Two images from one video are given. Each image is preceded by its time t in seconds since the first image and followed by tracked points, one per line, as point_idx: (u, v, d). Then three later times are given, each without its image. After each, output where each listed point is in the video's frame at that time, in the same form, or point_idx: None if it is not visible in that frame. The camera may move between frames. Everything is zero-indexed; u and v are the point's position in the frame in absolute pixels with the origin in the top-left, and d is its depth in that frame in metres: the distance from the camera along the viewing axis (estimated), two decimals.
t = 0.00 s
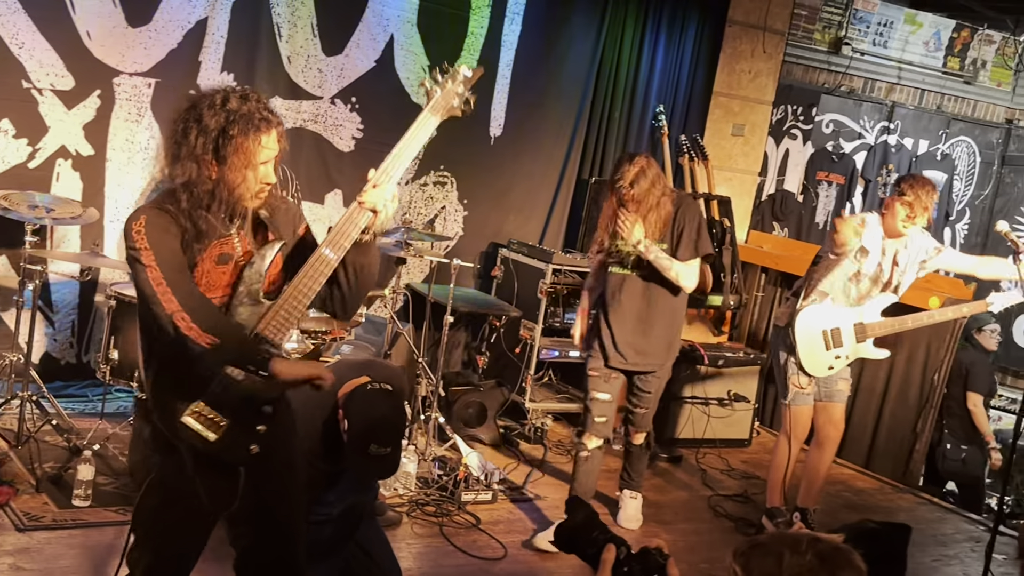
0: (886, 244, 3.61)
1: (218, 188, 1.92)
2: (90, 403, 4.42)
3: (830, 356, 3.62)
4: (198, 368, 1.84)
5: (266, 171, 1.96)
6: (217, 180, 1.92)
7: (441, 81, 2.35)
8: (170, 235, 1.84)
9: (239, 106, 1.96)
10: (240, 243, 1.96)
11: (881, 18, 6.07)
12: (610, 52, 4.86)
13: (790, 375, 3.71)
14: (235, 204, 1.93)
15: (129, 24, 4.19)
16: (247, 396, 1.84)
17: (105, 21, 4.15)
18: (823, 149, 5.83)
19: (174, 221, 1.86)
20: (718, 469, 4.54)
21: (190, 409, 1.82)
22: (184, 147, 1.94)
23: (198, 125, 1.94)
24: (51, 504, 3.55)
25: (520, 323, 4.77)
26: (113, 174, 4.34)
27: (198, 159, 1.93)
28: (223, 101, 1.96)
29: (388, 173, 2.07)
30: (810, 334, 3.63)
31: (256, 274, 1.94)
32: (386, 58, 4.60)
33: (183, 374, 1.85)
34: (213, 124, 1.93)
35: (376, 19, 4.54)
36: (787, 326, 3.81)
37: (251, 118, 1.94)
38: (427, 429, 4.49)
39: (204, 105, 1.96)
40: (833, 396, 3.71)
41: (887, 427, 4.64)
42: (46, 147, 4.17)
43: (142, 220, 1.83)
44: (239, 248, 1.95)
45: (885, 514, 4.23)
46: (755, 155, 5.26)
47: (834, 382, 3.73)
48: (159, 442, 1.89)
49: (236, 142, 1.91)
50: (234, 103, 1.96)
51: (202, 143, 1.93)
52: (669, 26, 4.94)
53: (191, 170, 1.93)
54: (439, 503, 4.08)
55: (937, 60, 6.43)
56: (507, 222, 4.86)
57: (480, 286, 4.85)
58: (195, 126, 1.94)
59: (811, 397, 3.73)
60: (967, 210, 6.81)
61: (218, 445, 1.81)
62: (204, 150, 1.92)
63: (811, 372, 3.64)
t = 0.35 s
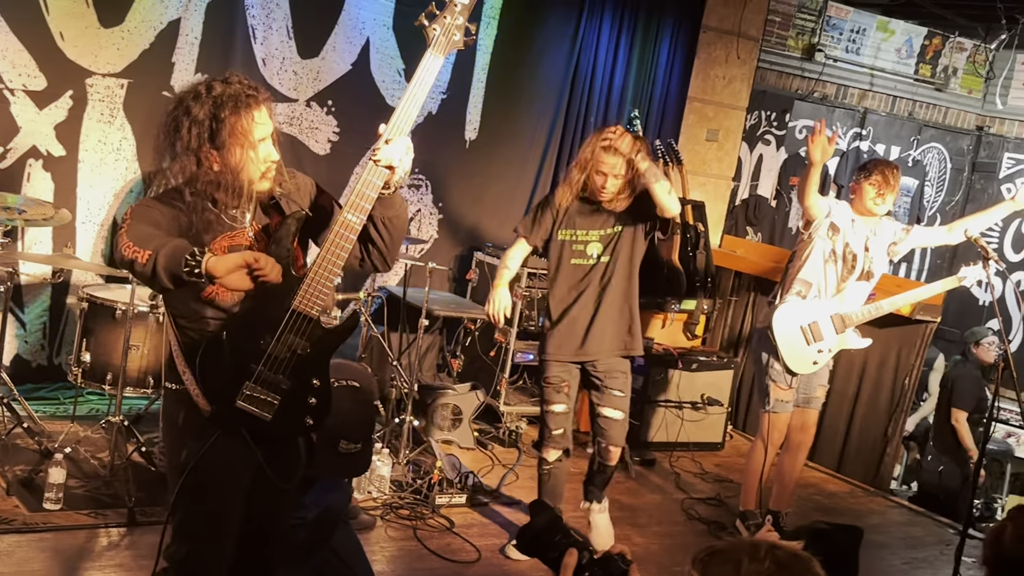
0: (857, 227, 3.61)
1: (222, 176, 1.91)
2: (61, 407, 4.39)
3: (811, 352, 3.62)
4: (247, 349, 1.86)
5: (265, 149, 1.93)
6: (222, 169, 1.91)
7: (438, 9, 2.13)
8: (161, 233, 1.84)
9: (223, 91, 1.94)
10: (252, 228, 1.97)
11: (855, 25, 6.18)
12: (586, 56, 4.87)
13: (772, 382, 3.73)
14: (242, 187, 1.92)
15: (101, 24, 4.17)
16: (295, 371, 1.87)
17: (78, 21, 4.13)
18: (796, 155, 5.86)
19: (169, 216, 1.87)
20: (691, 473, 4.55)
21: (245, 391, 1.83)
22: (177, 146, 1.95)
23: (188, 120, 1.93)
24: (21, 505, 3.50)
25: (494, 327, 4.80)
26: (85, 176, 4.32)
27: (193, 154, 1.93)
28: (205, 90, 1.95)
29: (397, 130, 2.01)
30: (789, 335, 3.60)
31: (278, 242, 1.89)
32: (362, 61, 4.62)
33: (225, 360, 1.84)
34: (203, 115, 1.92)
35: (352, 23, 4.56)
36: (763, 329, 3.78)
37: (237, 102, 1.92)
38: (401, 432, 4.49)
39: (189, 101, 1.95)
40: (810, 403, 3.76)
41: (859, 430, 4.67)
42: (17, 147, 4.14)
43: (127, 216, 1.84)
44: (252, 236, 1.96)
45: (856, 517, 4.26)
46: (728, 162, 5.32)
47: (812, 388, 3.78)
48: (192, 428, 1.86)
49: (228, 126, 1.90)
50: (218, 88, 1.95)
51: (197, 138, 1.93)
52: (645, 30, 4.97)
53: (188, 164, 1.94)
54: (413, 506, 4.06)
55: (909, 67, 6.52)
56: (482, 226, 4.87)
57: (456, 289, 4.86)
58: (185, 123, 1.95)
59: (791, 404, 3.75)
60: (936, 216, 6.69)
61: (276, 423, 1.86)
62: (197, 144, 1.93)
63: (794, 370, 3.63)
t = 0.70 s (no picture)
0: (837, 250, 3.67)
1: (212, 181, 1.81)
2: (42, 411, 4.38)
3: (786, 363, 3.65)
4: (216, 380, 1.77)
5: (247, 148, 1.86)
6: (208, 172, 1.80)
7: (416, 50, 2.33)
8: (175, 269, 1.71)
9: (197, 88, 1.83)
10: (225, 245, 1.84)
11: (834, 33, 6.21)
12: (568, 62, 4.90)
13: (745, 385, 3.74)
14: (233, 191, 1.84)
15: (84, 27, 4.17)
16: (266, 401, 1.82)
17: (61, 24, 4.12)
18: (776, 162, 5.98)
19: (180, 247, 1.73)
20: (672, 478, 4.56)
21: (216, 422, 1.76)
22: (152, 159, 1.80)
23: (167, 127, 1.80)
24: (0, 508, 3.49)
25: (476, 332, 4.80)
26: (68, 178, 4.31)
27: (175, 167, 1.79)
28: (174, 94, 1.82)
29: (378, 163, 2.09)
30: (766, 343, 3.65)
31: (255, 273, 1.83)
32: (346, 65, 4.63)
33: (200, 391, 1.76)
34: (182, 122, 1.80)
35: (335, 26, 4.56)
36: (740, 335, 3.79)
37: (214, 99, 1.82)
38: (382, 437, 4.49)
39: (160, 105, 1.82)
40: (787, 406, 3.75)
41: (839, 435, 4.69)
42: None
43: (145, 264, 1.67)
44: (229, 254, 1.84)
45: (836, 522, 4.28)
46: (710, 168, 5.35)
47: (787, 392, 3.77)
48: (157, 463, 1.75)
49: (211, 124, 1.80)
50: (192, 92, 1.83)
51: (179, 145, 1.79)
52: (628, 37, 5.00)
53: (169, 179, 1.79)
54: (395, 511, 4.05)
55: (888, 75, 6.55)
56: (465, 231, 4.89)
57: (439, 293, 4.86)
58: (163, 132, 1.80)
59: (765, 407, 3.77)
60: (916, 223, 6.89)
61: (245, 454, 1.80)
62: (180, 152, 1.79)
63: (768, 378, 3.67)
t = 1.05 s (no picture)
0: (818, 233, 3.67)
1: (181, 172, 1.77)
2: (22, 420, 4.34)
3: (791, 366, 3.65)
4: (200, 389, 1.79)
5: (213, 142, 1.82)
6: (175, 165, 1.76)
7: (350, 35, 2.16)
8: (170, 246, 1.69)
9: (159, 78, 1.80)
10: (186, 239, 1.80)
11: (817, 45, 6.28)
12: (554, 72, 4.95)
13: (748, 401, 3.67)
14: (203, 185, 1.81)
15: (70, 34, 4.14)
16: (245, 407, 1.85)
17: (46, 31, 4.09)
18: (759, 172, 6.06)
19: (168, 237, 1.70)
20: (656, 487, 4.58)
21: (200, 431, 1.79)
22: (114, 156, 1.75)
23: (126, 124, 1.75)
24: None
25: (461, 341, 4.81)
26: (52, 185, 4.28)
27: (140, 163, 1.74)
28: (131, 89, 1.78)
29: (331, 157, 1.96)
30: (771, 352, 3.61)
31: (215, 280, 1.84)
32: (332, 73, 4.68)
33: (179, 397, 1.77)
34: (142, 118, 1.75)
35: (323, 36, 4.58)
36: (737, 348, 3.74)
37: (175, 88, 1.79)
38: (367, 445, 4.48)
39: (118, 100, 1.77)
40: (779, 419, 3.73)
41: (822, 445, 4.71)
42: None
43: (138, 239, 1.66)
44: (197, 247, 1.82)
45: (819, 531, 4.31)
46: (694, 178, 5.41)
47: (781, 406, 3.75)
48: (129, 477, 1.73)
49: (177, 113, 1.76)
50: (145, 88, 1.78)
51: (146, 138, 1.74)
52: (614, 48, 5.05)
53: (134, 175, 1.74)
54: (380, 520, 4.03)
55: (870, 86, 6.63)
56: (450, 240, 4.90)
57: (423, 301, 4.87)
58: (122, 129, 1.75)
59: (763, 422, 3.70)
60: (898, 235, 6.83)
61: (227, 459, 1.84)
62: (146, 147, 1.74)
63: (776, 383, 3.65)
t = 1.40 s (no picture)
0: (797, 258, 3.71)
1: (161, 180, 1.82)
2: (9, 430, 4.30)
3: (767, 380, 3.66)
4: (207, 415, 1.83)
5: (184, 138, 1.88)
6: (156, 172, 1.81)
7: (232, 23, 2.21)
8: (117, 298, 1.68)
9: (126, 92, 1.84)
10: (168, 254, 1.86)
11: (804, 56, 6.35)
12: (542, 82, 4.97)
13: (726, 408, 3.69)
14: (184, 187, 1.87)
15: (58, 42, 4.12)
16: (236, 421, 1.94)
17: (34, 39, 4.07)
18: (746, 182, 6.10)
19: (136, 266, 1.72)
20: (644, 496, 4.58)
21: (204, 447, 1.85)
22: (89, 175, 1.77)
23: (99, 143, 1.78)
24: None
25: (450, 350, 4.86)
26: (40, 194, 4.25)
27: (118, 177, 1.77)
28: (99, 107, 1.82)
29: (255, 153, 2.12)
30: (747, 363, 3.62)
31: (190, 294, 1.94)
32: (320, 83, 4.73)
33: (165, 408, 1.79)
34: (116, 133, 1.79)
35: (312, 45, 4.42)
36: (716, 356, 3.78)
37: (140, 100, 1.84)
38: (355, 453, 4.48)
39: (88, 119, 1.81)
40: (762, 427, 3.75)
41: (809, 455, 4.72)
42: None
43: (98, 272, 1.65)
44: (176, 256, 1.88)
45: (806, 540, 4.32)
46: (682, 188, 5.44)
47: (763, 413, 3.77)
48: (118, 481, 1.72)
49: (142, 122, 1.81)
50: (114, 104, 1.82)
51: (118, 153, 1.78)
52: (601, 58, 5.09)
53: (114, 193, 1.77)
54: (369, 529, 4.01)
55: (856, 98, 6.69)
56: (438, 249, 4.91)
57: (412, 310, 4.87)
58: (97, 146, 1.79)
59: (745, 430, 3.71)
60: (882, 245, 6.97)
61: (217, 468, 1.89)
62: (120, 163, 1.78)
63: (751, 396, 3.66)
